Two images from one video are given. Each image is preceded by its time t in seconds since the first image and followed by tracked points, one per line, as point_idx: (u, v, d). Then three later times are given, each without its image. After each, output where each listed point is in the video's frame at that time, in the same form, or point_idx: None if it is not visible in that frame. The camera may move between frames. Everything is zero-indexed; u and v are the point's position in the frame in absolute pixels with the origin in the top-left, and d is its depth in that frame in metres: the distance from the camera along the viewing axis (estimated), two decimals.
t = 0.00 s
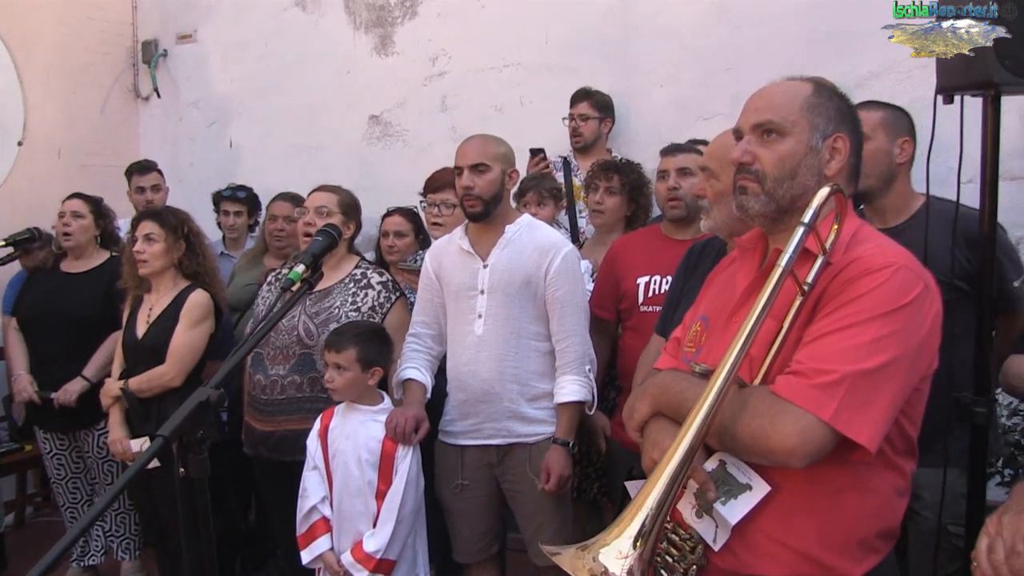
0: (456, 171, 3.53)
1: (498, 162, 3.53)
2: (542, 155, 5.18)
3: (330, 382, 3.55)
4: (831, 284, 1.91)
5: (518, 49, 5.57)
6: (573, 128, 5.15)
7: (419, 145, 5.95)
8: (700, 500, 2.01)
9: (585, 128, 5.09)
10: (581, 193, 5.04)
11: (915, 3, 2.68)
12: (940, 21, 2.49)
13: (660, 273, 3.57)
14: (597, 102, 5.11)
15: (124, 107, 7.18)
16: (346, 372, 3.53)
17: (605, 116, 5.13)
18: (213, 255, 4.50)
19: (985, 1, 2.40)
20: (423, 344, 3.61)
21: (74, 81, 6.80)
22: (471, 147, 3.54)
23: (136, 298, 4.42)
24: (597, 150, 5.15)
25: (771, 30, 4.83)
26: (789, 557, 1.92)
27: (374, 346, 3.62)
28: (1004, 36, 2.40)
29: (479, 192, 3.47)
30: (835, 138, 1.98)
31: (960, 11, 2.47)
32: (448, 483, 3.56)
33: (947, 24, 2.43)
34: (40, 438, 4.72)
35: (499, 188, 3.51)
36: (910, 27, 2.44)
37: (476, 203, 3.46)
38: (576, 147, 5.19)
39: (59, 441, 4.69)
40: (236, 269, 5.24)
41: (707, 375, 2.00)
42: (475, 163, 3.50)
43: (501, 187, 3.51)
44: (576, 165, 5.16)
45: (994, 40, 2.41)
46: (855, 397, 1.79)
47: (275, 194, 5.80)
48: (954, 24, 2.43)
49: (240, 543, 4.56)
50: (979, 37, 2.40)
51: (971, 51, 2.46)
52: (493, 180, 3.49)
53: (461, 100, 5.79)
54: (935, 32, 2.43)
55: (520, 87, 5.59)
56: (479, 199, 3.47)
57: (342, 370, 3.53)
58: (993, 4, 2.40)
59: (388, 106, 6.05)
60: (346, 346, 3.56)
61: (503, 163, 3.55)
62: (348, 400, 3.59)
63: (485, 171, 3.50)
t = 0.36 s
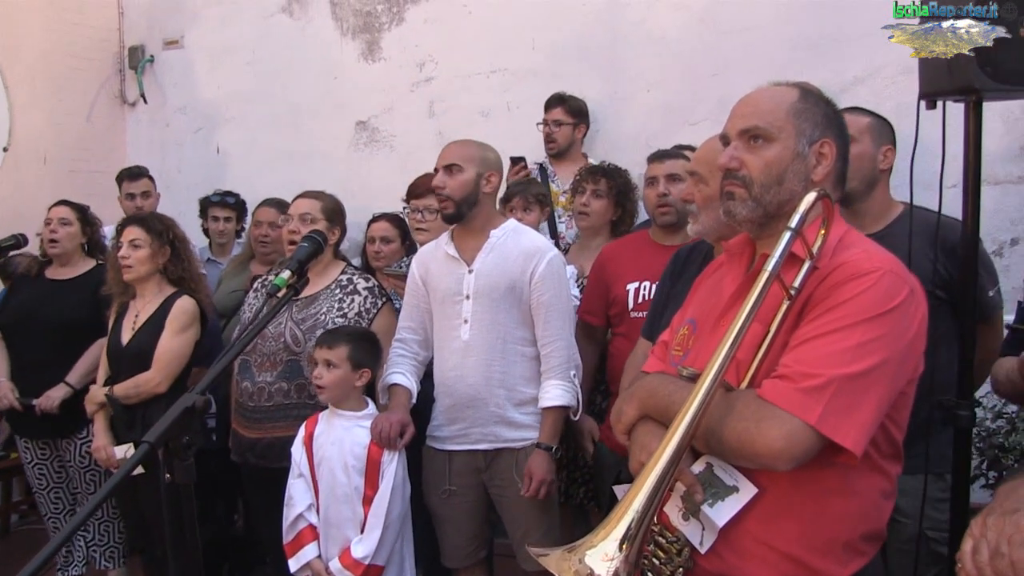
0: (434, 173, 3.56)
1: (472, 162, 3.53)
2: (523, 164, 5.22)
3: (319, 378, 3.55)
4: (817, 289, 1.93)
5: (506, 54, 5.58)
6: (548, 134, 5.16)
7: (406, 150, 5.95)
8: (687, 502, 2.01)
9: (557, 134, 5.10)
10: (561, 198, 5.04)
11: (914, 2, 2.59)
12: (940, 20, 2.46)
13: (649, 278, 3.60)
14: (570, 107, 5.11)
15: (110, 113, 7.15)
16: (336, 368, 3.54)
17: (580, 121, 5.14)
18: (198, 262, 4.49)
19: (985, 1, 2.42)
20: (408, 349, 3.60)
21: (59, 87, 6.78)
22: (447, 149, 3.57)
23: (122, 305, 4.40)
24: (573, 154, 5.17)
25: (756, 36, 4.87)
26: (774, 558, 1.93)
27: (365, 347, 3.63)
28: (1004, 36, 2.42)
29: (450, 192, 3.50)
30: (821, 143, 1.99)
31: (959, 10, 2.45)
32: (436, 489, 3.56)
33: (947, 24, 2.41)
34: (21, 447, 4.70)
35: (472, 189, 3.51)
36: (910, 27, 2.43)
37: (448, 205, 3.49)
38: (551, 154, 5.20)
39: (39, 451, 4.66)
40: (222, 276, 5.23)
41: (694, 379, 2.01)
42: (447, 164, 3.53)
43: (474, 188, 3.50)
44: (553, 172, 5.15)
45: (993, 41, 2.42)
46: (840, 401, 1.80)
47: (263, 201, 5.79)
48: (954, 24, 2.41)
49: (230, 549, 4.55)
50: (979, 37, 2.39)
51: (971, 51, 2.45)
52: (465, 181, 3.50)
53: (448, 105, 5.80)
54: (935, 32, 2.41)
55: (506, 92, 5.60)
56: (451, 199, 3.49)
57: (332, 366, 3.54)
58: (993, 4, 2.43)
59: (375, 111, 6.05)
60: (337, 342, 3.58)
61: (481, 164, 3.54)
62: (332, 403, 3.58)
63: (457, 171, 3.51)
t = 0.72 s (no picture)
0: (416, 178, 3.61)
1: (446, 164, 3.54)
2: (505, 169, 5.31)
3: (303, 386, 3.54)
4: (807, 289, 1.93)
5: (494, 55, 5.58)
6: (534, 134, 5.16)
7: (394, 151, 5.94)
8: (677, 503, 2.01)
9: (544, 134, 5.11)
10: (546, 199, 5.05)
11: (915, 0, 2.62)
12: (940, 20, 2.48)
13: (638, 280, 3.60)
14: (558, 107, 5.12)
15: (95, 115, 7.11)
16: (317, 374, 3.53)
17: (565, 123, 5.15)
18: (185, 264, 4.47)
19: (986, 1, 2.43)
20: (401, 350, 3.60)
21: (43, 88, 6.75)
22: (429, 153, 3.60)
23: (106, 308, 4.37)
24: (557, 154, 5.18)
25: (744, 37, 4.88)
26: (764, 558, 1.94)
27: (348, 349, 3.62)
28: (1004, 35, 2.45)
29: (427, 196, 3.54)
30: (809, 143, 2.00)
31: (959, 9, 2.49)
32: (426, 489, 3.55)
33: (947, 24, 2.46)
34: (6, 451, 4.67)
35: (447, 191, 3.52)
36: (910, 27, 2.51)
37: (423, 208, 3.53)
38: (536, 152, 5.21)
39: (25, 455, 4.64)
40: (211, 277, 5.21)
41: (684, 379, 2.01)
42: (426, 168, 3.56)
43: (449, 189, 3.51)
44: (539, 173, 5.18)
45: (994, 40, 2.45)
46: (830, 401, 1.81)
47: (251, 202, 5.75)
48: (954, 23, 2.45)
49: (222, 551, 4.52)
50: (979, 37, 2.42)
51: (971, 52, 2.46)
52: (439, 184, 3.51)
53: (436, 106, 5.79)
54: (935, 32, 2.46)
55: (495, 93, 5.60)
56: (428, 203, 3.53)
57: (314, 372, 3.54)
58: (993, 4, 2.44)
59: (363, 112, 6.03)
60: (317, 348, 3.56)
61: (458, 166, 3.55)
62: (321, 406, 3.58)
63: (433, 174, 3.54)
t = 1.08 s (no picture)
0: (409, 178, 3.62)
1: (430, 165, 3.52)
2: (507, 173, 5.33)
3: (291, 383, 3.53)
4: (796, 288, 1.94)
5: (483, 54, 5.57)
6: (537, 134, 5.16)
7: (383, 151, 5.92)
8: (668, 502, 2.01)
9: (545, 133, 5.09)
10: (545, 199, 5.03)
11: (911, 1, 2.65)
12: (940, 21, 2.49)
13: (624, 279, 3.60)
14: (559, 107, 5.09)
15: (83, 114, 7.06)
16: (305, 371, 3.52)
17: (569, 120, 5.11)
18: (171, 263, 4.43)
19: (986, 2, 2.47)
20: (389, 348, 3.60)
21: (30, 86, 6.71)
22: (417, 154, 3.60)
23: (93, 308, 4.34)
24: (561, 154, 5.13)
25: (733, 36, 4.89)
26: (755, 557, 1.94)
27: (334, 348, 3.60)
28: (1004, 36, 2.48)
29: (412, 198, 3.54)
30: (799, 142, 2.00)
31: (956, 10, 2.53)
32: (415, 487, 3.54)
33: (947, 24, 2.48)
34: None
35: (431, 193, 3.50)
36: (910, 27, 2.52)
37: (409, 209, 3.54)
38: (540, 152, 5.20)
39: (17, 454, 4.61)
40: (200, 276, 5.19)
41: (674, 378, 2.01)
42: (413, 169, 3.56)
43: (433, 190, 3.50)
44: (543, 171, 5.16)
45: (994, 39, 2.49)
46: (820, 401, 1.81)
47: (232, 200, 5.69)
48: (954, 24, 2.47)
49: (211, 550, 4.52)
50: (979, 37, 2.45)
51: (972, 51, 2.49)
52: (423, 186, 3.50)
53: (425, 106, 5.78)
54: (935, 32, 2.49)
55: (484, 92, 5.59)
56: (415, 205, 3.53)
57: (301, 371, 3.52)
58: (993, 4, 2.48)
59: (352, 111, 6.01)
60: (305, 346, 3.55)
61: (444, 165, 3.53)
62: (308, 404, 3.56)
63: (418, 176, 3.53)
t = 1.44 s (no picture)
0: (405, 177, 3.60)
1: (425, 167, 3.50)
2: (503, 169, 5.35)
3: (283, 383, 3.53)
4: (792, 288, 1.94)
5: (477, 54, 5.56)
6: (532, 133, 5.16)
7: (377, 150, 5.91)
8: (663, 502, 2.01)
9: (541, 132, 5.09)
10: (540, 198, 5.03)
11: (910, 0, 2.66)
12: (940, 20, 2.51)
13: (615, 278, 3.60)
14: (554, 105, 5.08)
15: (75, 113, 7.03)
16: (297, 371, 3.51)
17: (563, 119, 5.10)
18: (164, 263, 4.42)
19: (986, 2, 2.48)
20: (370, 339, 3.63)
21: (22, 86, 6.68)
22: (416, 159, 3.52)
23: (86, 307, 4.32)
24: (557, 153, 5.11)
25: (726, 36, 4.89)
26: (750, 558, 1.94)
27: (325, 345, 3.60)
28: (1004, 36, 2.51)
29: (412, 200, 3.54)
30: (794, 142, 2.00)
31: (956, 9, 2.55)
32: (408, 486, 3.53)
33: (947, 24, 2.50)
34: None
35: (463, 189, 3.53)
36: (910, 27, 2.54)
37: (455, 207, 3.45)
38: (536, 151, 5.18)
39: (11, 454, 4.59)
40: (196, 275, 5.17)
41: (669, 378, 2.01)
42: (432, 170, 3.48)
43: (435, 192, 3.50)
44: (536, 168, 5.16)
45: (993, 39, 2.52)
46: (816, 401, 1.81)
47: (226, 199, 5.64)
48: (954, 24, 2.49)
49: (203, 551, 4.50)
50: (979, 37, 2.47)
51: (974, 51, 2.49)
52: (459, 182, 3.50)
53: (419, 105, 5.77)
54: (935, 32, 2.50)
55: (477, 92, 5.58)
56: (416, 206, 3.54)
57: (293, 369, 3.51)
58: (993, 5, 2.49)
59: (345, 111, 6.00)
60: (296, 345, 3.54)
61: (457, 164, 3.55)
62: (300, 402, 3.56)
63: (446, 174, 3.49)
